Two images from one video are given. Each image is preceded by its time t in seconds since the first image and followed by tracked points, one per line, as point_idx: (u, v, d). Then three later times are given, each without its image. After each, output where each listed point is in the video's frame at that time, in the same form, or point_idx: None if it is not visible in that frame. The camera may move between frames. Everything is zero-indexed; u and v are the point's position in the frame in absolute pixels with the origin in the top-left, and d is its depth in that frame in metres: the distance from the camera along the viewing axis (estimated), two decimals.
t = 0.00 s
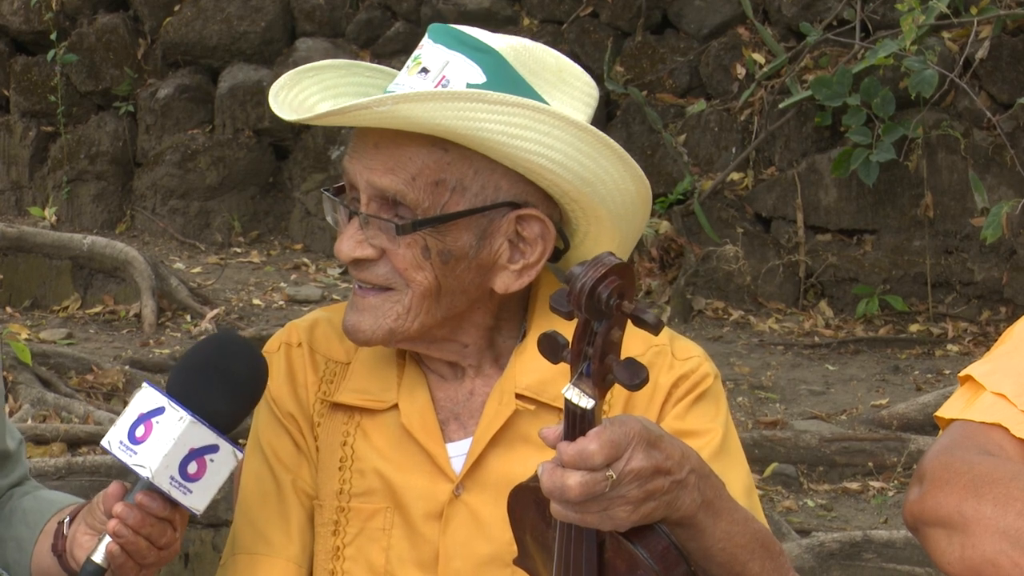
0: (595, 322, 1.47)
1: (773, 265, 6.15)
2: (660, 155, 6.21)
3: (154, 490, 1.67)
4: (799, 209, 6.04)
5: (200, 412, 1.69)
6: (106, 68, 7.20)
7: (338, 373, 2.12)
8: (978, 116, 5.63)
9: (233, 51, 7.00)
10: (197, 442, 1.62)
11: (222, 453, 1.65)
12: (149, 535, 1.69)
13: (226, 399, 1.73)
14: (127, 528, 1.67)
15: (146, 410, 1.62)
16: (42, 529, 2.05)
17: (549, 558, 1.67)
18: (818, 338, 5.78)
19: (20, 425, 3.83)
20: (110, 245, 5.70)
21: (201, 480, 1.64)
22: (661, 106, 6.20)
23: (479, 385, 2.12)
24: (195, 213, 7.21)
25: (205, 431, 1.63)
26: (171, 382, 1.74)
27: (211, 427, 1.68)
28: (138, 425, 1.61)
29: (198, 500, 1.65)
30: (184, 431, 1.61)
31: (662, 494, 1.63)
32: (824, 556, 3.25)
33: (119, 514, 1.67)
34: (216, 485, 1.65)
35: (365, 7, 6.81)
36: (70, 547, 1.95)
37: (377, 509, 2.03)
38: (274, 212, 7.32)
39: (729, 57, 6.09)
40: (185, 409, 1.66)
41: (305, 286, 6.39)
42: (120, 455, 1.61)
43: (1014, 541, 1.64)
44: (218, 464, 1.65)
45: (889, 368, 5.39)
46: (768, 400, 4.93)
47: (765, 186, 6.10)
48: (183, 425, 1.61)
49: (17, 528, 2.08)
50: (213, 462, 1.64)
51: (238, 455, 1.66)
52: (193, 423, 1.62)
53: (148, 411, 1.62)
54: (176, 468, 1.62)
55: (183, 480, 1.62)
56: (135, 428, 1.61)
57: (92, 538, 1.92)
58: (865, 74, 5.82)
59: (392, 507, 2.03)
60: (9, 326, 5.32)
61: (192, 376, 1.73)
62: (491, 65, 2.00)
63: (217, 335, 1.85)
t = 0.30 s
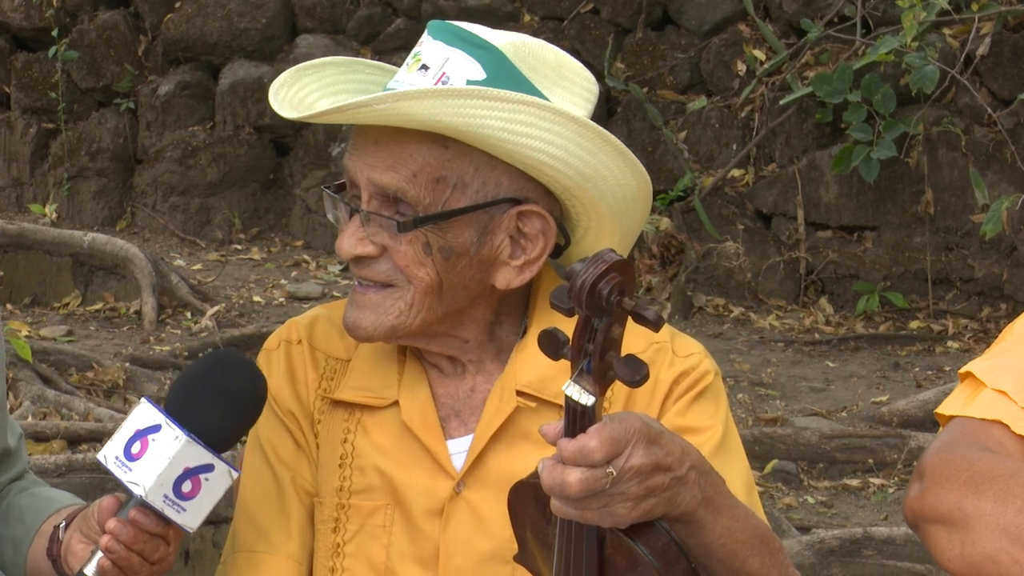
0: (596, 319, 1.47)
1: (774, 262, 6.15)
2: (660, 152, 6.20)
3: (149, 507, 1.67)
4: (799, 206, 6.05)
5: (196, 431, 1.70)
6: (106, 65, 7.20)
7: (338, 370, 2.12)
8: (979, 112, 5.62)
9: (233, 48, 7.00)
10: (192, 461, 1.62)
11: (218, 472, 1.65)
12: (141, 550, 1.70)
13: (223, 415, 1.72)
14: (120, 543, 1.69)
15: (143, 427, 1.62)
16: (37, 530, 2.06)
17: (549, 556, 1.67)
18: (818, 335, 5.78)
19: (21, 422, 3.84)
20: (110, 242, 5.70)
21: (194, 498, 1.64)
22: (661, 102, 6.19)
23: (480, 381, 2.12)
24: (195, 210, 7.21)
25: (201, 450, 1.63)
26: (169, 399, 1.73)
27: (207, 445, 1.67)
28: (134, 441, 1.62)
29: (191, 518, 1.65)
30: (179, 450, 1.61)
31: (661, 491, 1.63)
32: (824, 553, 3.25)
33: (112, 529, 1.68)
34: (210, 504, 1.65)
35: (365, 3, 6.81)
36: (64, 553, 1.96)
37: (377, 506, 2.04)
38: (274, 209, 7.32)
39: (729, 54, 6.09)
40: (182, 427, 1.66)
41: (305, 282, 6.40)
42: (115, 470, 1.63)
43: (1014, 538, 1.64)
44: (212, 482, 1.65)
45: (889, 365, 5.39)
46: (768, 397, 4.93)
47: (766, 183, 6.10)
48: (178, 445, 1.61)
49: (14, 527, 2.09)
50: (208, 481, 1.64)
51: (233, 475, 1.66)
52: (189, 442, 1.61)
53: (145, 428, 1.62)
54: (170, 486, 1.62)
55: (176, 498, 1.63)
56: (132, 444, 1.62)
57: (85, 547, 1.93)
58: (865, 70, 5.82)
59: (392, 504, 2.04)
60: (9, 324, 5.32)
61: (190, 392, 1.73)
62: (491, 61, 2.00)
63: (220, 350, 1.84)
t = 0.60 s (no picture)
0: (603, 317, 1.48)
1: (774, 261, 6.15)
2: (660, 151, 6.21)
3: (146, 498, 1.68)
4: (800, 204, 6.05)
5: (192, 421, 1.71)
6: (106, 64, 7.20)
7: (343, 366, 2.13)
8: (979, 111, 5.63)
9: (233, 47, 7.00)
10: (187, 450, 1.63)
11: (213, 461, 1.66)
12: (140, 542, 1.70)
13: (218, 406, 1.74)
14: (119, 535, 1.69)
15: (137, 419, 1.63)
16: (37, 529, 2.06)
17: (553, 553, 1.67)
18: (819, 334, 5.78)
19: (21, 421, 3.85)
20: (110, 241, 5.70)
21: (191, 488, 1.64)
22: (661, 101, 6.19)
23: (484, 377, 2.12)
24: (195, 209, 7.21)
25: (195, 439, 1.64)
26: (164, 394, 1.74)
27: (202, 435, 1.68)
28: (128, 433, 1.63)
29: (188, 509, 1.65)
30: (174, 440, 1.62)
31: (667, 491, 1.63)
32: (824, 552, 3.26)
33: (110, 522, 1.68)
34: (207, 494, 1.65)
35: (365, 3, 6.81)
36: (65, 550, 1.95)
37: (380, 501, 2.04)
38: (274, 208, 7.32)
39: (729, 52, 6.09)
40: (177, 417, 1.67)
41: (305, 281, 6.40)
42: (111, 463, 1.62)
43: (1013, 537, 1.64)
44: (208, 472, 1.65)
45: (889, 364, 5.39)
46: (768, 396, 4.94)
47: (766, 182, 6.10)
48: (172, 434, 1.62)
49: (13, 525, 2.09)
50: (204, 470, 1.65)
51: (229, 463, 1.67)
52: (183, 431, 1.63)
53: (139, 420, 1.63)
54: (167, 477, 1.62)
55: (174, 488, 1.63)
56: (126, 437, 1.63)
57: (85, 543, 1.92)
58: (865, 69, 5.83)
59: (395, 500, 2.04)
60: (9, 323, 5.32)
61: (185, 385, 1.74)
62: (504, 57, 2.00)
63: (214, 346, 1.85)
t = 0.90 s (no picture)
0: (610, 314, 1.47)
1: (774, 261, 6.15)
2: (660, 151, 6.21)
3: (167, 506, 1.68)
4: (800, 204, 6.05)
5: (215, 429, 1.70)
6: (106, 64, 7.20)
7: (342, 366, 2.13)
8: (979, 111, 5.62)
9: (234, 47, 7.00)
10: (211, 459, 1.63)
11: (236, 472, 1.65)
12: (159, 550, 1.70)
13: (241, 415, 1.73)
14: (138, 542, 1.69)
15: (163, 426, 1.62)
16: (52, 541, 2.07)
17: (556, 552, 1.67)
18: (819, 334, 5.78)
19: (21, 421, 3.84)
20: (110, 241, 5.70)
21: (213, 498, 1.64)
22: (661, 101, 6.19)
23: (484, 377, 2.12)
24: (195, 210, 7.21)
25: (219, 448, 1.64)
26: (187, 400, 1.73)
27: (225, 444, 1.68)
28: (153, 440, 1.61)
29: (209, 518, 1.65)
30: (199, 448, 1.61)
31: (672, 489, 1.64)
32: (824, 551, 3.26)
33: (130, 527, 1.68)
34: (228, 503, 1.65)
35: (366, 3, 6.81)
36: (80, 560, 1.96)
37: (380, 502, 2.04)
38: (274, 208, 7.32)
39: (729, 52, 6.09)
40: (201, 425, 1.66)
41: (305, 281, 6.40)
42: (134, 469, 1.62)
43: (1014, 535, 1.64)
44: (231, 482, 1.65)
45: (889, 364, 5.39)
46: (768, 396, 4.94)
47: (766, 181, 6.10)
48: (198, 442, 1.61)
49: (27, 538, 2.09)
50: (227, 480, 1.65)
51: (252, 475, 1.66)
52: (208, 439, 1.62)
53: (164, 427, 1.62)
54: (190, 484, 1.62)
55: (195, 496, 1.63)
56: (151, 443, 1.61)
57: (102, 551, 1.92)
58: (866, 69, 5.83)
59: (395, 500, 2.04)
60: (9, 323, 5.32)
61: (208, 392, 1.72)
62: (507, 55, 2.00)
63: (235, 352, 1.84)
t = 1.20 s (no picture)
0: (621, 312, 1.47)
1: (774, 261, 6.15)
2: (661, 151, 6.22)
3: (170, 509, 1.67)
4: (800, 204, 6.04)
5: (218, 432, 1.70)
6: (107, 64, 7.21)
7: (342, 367, 2.13)
8: (980, 111, 5.62)
9: (234, 46, 7.01)
10: (215, 463, 1.63)
11: (239, 475, 1.65)
12: (162, 553, 1.70)
13: (245, 418, 1.73)
14: (141, 545, 1.69)
15: (166, 430, 1.62)
16: (54, 542, 2.07)
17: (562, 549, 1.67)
18: (820, 333, 5.78)
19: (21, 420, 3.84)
20: (111, 241, 5.70)
21: (217, 501, 1.64)
22: (662, 101, 6.19)
23: (486, 379, 2.12)
24: (196, 209, 7.21)
25: (223, 452, 1.64)
26: (192, 404, 1.73)
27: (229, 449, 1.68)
28: (157, 444, 1.61)
29: (213, 521, 1.64)
30: (203, 452, 1.61)
31: (679, 488, 1.64)
32: (824, 551, 3.26)
33: (133, 531, 1.68)
34: (232, 507, 1.65)
35: (366, 2, 6.81)
36: (83, 560, 1.96)
37: (382, 502, 2.04)
38: (275, 207, 7.32)
39: (730, 52, 6.09)
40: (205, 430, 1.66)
41: (306, 281, 6.40)
42: (138, 472, 1.62)
43: (1014, 536, 1.64)
44: (234, 485, 1.65)
45: (890, 363, 5.39)
46: (768, 395, 4.94)
47: (767, 181, 6.10)
48: (202, 446, 1.61)
49: (29, 538, 2.09)
50: (230, 484, 1.65)
51: (255, 478, 1.66)
52: (212, 443, 1.62)
53: (168, 430, 1.62)
54: (194, 489, 1.62)
55: (199, 500, 1.62)
56: (155, 447, 1.61)
57: (105, 554, 1.92)
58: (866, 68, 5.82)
59: (396, 500, 2.04)
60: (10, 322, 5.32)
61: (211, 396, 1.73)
62: (520, 67, 1.98)
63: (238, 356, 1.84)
